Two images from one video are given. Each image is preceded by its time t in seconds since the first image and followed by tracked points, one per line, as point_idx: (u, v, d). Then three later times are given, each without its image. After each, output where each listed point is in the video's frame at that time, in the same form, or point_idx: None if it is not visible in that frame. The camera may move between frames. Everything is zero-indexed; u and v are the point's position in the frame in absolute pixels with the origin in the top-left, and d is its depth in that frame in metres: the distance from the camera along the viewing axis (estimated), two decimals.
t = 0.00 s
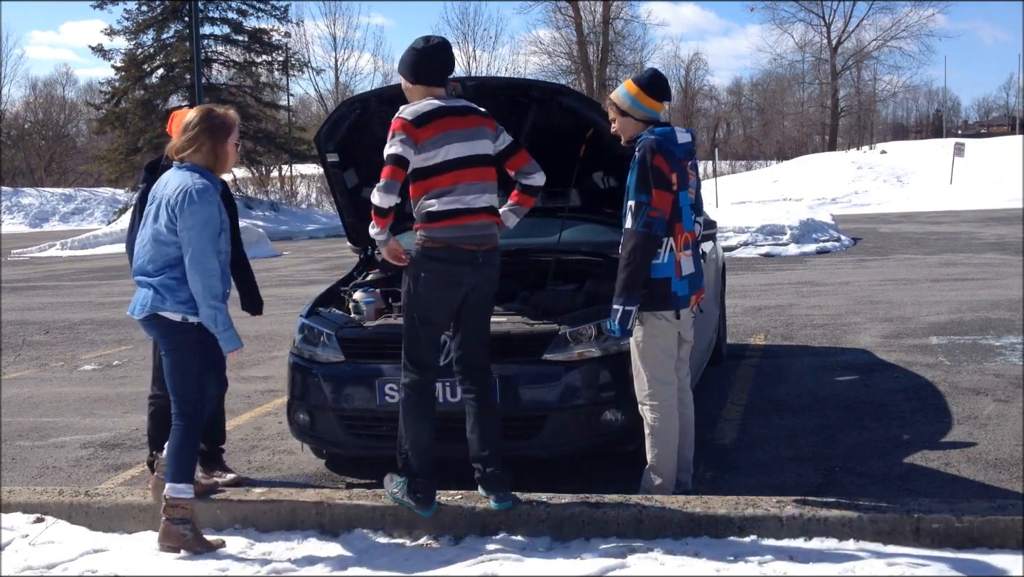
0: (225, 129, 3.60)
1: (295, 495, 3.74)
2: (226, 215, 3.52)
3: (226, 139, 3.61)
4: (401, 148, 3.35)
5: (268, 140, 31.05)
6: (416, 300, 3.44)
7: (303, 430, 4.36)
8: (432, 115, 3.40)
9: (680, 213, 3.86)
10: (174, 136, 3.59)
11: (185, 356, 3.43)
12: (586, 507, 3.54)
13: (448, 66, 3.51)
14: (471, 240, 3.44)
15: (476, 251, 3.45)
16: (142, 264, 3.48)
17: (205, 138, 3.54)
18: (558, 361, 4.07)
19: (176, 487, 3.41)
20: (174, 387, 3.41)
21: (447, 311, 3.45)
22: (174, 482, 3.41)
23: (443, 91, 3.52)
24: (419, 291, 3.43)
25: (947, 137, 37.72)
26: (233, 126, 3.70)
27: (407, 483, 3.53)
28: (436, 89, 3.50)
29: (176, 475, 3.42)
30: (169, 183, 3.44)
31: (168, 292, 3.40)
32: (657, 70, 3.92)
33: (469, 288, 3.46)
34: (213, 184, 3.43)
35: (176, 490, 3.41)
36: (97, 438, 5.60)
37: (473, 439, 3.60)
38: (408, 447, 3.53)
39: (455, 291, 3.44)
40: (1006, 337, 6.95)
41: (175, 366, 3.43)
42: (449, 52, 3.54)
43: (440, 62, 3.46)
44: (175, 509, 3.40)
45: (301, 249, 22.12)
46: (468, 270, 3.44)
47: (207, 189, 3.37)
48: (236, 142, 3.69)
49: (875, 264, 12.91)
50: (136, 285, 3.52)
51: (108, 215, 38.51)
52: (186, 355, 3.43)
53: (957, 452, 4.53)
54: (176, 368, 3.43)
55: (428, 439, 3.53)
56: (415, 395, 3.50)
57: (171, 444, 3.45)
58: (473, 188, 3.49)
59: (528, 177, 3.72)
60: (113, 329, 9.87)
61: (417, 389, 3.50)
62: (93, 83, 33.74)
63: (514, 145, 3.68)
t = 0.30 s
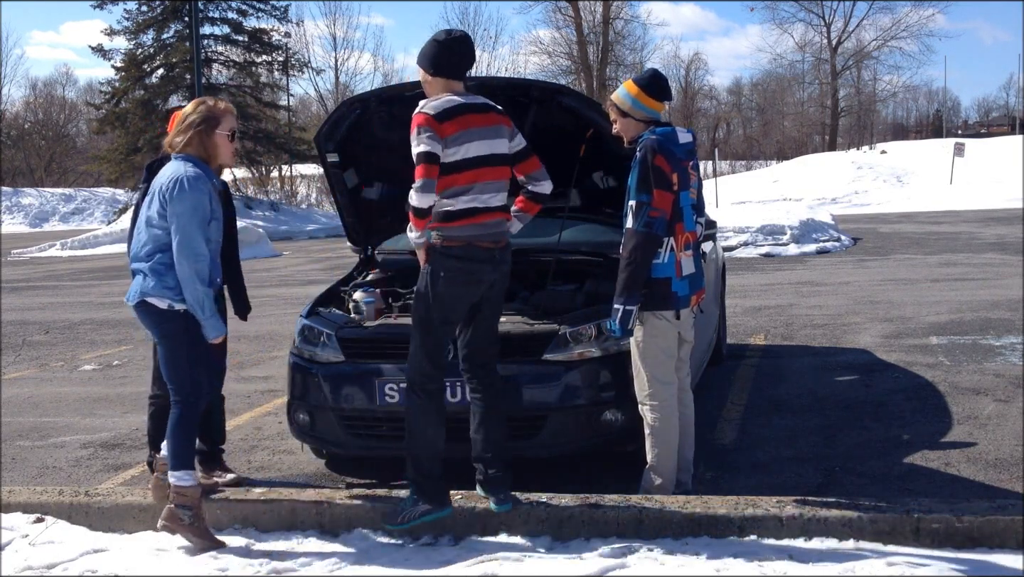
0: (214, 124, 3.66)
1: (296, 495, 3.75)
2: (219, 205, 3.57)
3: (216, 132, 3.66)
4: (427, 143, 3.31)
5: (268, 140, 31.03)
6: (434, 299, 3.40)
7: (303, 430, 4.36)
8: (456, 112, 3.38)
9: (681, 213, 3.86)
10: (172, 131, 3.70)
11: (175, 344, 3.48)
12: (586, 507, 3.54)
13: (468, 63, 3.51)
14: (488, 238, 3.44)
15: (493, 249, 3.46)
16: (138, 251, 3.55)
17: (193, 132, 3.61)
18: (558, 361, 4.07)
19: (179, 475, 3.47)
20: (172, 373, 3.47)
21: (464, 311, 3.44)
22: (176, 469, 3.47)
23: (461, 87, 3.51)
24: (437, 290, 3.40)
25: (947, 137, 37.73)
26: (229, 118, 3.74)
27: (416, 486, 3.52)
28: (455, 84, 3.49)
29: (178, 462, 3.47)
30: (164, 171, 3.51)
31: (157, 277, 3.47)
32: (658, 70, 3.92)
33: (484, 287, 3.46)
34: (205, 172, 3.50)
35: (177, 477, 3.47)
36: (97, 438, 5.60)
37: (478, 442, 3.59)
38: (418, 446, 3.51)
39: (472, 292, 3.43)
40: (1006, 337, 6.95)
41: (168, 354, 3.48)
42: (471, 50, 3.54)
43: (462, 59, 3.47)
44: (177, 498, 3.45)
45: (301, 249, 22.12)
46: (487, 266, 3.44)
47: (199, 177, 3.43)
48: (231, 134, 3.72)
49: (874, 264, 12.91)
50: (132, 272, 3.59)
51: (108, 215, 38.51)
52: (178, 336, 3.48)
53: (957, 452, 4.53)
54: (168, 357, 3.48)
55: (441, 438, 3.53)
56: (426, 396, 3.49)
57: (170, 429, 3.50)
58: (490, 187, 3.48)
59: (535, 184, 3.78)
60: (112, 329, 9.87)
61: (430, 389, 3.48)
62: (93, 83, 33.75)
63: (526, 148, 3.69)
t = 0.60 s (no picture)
0: (200, 120, 3.65)
1: (296, 495, 3.74)
2: (210, 200, 3.59)
3: (202, 127, 3.65)
4: (419, 153, 3.28)
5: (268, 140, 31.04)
6: (428, 312, 3.37)
7: (303, 430, 4.36)
8: (452, 122, 3.35)
9: (682, 213, 3.86)
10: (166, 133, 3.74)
11: (170, 342, 3.51)
12: (586, 507, 3.54)
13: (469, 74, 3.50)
14: (474, 250, 3.42)
15: (480, 259, 3.43)
16: (136, 250, 3.59)
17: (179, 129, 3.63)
18: (558, 361, 4.07)
19: (175, 470, 3.52)
20: (169, 370, 3.51)
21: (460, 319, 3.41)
22: (173, 465, 3.52)
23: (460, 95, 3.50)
24: (428, 303, 3.37)
25: (947, 137, 37.73)
26: (218, 111, 3.71)
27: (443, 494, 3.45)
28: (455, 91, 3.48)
29: (174, 459, 3.53)
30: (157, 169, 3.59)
31: (146, 275, 3.50)
32: (657, 69, 3.92)
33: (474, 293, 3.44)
34: (192, 167, 3.54)
35: (174, 473, 3.52)
36: (97, 438, 5.60)
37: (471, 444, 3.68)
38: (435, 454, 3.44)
39: (463, 300, 3.41)
40: (1006, 337, 6.95)
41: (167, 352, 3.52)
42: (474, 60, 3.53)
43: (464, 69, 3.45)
44: (176, 493, 3.52)
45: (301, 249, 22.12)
46: (471, 277, 3.41)
47: (183, 170, 3.47)
48: (221, 127, 3.69)
49: (874, 264, 12.91)
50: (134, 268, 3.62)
51: (108, 215, 38.50)
52: (167, 336, 3.51)
53: (957, 452, 4.53)
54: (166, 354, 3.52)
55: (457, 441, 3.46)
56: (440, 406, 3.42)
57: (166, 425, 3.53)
58: (478, 199, 3.47)
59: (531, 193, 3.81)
60: (112, 330, 9.87)
61: (437, 396, 3.42)
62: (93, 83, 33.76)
63: (519, 160, 3.69)
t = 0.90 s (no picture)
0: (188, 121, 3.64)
1: (296, 496, 3.75)
2: (200, 202, 3.60)
3: (192, 128, 3.64)
4: (407, 150, 3.31)
5: (268, 140, 31.04)
6: (428, 312, 3.38)
7: (303, 430, 4.36)
8: (444, 120, 3.36)
9: (682, 213, 3.86)
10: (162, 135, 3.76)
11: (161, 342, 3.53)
12: (586, 507, 3.54)
13: (467, 74, 3.49)
14: (471, 248, 3.40)
15: (480, 259, 3.42)
16: (132, 253, 3.71)
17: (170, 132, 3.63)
18: (558, 361, 4.07)
19: (175, 472, 3.52)
20: (168, 370, 3.51)
21: (462, 319, 3.40)
22: (173, 467, 3.52)
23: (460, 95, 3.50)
24: (429, 302, 3.38)
25: (947, 137, 37.72)
26: (208, 110, 3.70)
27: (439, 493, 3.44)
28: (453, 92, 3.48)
29: (174, 461, 3.53)
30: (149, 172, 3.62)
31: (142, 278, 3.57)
32: (656, 70, 3.91)
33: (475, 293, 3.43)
34: (181, 170, 3.55)
35: (173, 475, 3.52)
36: (97, 438, 5.60)
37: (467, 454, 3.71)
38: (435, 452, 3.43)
39: (465, 299, 3.40)
40: (1006, 337, 6.95)
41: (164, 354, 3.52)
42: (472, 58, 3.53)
43: (461, 67, 3.45)
44: (174, 493, 3.52)
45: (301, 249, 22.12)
46: (470, 276, 3.40)
47: (170, 173, 3.49)
48: (211, 126, 3.68)
49: (874, 264, 12.91)
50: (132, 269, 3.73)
51: (108, 215, 38.49)
52: (164, 335, 3.53)
53: (957, 452, 4.53)
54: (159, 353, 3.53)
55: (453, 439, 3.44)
56: (440, 404, 3.41)
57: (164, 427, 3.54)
58: (475, 197, 3.46)
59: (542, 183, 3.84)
60: (112, 330, 9.87)
61: (437, 393, 3.41)
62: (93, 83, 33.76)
63: (524, 153, 3.70)
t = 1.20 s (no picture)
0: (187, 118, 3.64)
1: (295, 496, 3.74)
2: (194, 200, 3.60)
3: (187, 126, 3.64)
4: (431, 145, 3.31)
5: (268, 140, 31.04)
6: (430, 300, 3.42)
7: (303, 431, 4.36)
8: (459, 112, 3.38)
9: (681, 213, 3.86)
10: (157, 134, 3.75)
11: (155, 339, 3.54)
12: (586, 507, 3.54)
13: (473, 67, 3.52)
14: (484, 238, 3.45)
15: (491, 250, 3.47)
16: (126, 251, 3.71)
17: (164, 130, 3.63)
18: (558, 361, 4.07)
19: (172, 471, 3.52)
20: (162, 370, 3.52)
21: (463, 313, 3.45)
22: (170, 466, 3.52)
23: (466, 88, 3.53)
24: (432, 290, 3.42)
25: (948, 137, 37.72)
26: (203, 108, 3.70)
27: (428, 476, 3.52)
28: (460, 85, 3.51)
29: (172, 459, 3.53)
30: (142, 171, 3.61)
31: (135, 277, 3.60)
32: (656, 69, 3.91)
33: (482, 287, 3.47)
34: (173, 168, 3.55)
35: (170, 473, 3.52)
36: (97, 438, 5.60)
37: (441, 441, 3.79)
38: (420, 441, 3.51)
39: (469, 292, 3.44)
40: (1006, 337, 6.95)
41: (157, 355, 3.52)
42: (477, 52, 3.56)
43: (468, 60, 3.49)
44: (172, 492, 3.52)
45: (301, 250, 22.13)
46: (477, 268, 3.44)
47: (162, 173, 3.49)
48: (207, 125, 3.68)
49: (874, 264, 12.91)
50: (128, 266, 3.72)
51: (108, 215, 38.48)
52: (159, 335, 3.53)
53: (957, 452, 4.53)
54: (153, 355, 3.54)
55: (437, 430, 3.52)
56: (425, 388, 3.50)
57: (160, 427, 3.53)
58: (490, 186, 3.49)
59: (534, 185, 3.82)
60: (112, 330, 9.87)
61: (426, 381, 3.49)
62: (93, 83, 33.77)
63: (527, 149, 3.69)
